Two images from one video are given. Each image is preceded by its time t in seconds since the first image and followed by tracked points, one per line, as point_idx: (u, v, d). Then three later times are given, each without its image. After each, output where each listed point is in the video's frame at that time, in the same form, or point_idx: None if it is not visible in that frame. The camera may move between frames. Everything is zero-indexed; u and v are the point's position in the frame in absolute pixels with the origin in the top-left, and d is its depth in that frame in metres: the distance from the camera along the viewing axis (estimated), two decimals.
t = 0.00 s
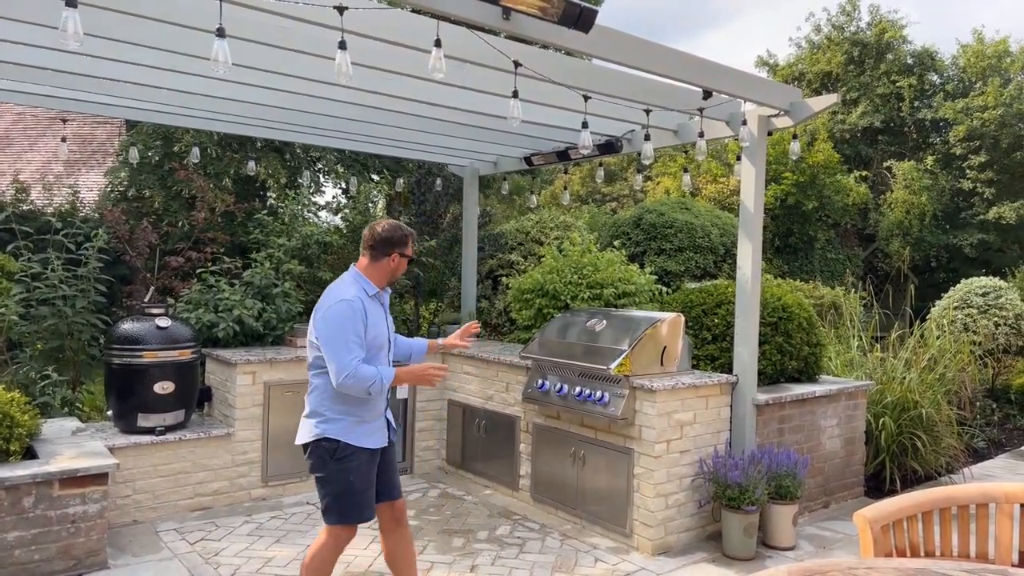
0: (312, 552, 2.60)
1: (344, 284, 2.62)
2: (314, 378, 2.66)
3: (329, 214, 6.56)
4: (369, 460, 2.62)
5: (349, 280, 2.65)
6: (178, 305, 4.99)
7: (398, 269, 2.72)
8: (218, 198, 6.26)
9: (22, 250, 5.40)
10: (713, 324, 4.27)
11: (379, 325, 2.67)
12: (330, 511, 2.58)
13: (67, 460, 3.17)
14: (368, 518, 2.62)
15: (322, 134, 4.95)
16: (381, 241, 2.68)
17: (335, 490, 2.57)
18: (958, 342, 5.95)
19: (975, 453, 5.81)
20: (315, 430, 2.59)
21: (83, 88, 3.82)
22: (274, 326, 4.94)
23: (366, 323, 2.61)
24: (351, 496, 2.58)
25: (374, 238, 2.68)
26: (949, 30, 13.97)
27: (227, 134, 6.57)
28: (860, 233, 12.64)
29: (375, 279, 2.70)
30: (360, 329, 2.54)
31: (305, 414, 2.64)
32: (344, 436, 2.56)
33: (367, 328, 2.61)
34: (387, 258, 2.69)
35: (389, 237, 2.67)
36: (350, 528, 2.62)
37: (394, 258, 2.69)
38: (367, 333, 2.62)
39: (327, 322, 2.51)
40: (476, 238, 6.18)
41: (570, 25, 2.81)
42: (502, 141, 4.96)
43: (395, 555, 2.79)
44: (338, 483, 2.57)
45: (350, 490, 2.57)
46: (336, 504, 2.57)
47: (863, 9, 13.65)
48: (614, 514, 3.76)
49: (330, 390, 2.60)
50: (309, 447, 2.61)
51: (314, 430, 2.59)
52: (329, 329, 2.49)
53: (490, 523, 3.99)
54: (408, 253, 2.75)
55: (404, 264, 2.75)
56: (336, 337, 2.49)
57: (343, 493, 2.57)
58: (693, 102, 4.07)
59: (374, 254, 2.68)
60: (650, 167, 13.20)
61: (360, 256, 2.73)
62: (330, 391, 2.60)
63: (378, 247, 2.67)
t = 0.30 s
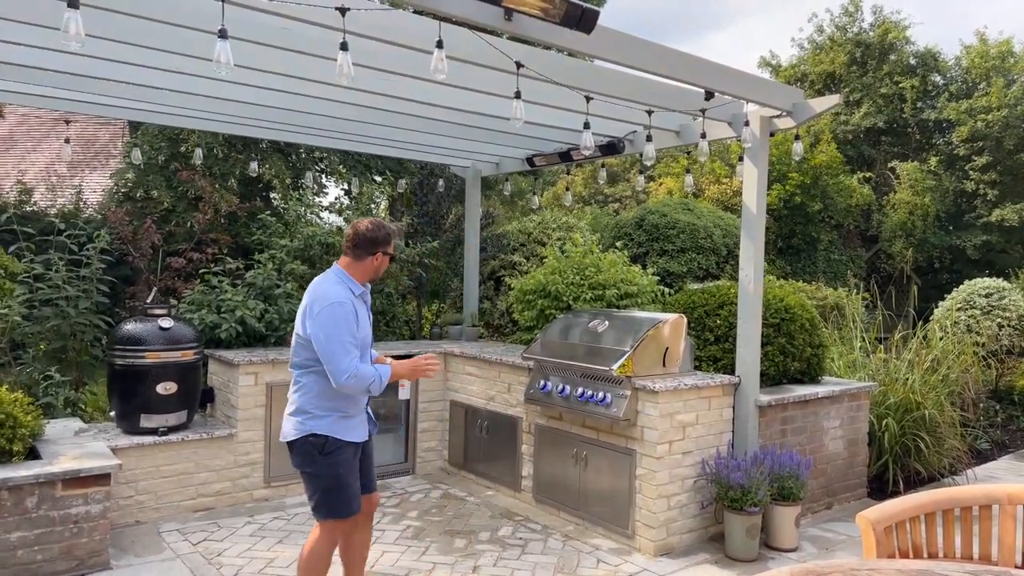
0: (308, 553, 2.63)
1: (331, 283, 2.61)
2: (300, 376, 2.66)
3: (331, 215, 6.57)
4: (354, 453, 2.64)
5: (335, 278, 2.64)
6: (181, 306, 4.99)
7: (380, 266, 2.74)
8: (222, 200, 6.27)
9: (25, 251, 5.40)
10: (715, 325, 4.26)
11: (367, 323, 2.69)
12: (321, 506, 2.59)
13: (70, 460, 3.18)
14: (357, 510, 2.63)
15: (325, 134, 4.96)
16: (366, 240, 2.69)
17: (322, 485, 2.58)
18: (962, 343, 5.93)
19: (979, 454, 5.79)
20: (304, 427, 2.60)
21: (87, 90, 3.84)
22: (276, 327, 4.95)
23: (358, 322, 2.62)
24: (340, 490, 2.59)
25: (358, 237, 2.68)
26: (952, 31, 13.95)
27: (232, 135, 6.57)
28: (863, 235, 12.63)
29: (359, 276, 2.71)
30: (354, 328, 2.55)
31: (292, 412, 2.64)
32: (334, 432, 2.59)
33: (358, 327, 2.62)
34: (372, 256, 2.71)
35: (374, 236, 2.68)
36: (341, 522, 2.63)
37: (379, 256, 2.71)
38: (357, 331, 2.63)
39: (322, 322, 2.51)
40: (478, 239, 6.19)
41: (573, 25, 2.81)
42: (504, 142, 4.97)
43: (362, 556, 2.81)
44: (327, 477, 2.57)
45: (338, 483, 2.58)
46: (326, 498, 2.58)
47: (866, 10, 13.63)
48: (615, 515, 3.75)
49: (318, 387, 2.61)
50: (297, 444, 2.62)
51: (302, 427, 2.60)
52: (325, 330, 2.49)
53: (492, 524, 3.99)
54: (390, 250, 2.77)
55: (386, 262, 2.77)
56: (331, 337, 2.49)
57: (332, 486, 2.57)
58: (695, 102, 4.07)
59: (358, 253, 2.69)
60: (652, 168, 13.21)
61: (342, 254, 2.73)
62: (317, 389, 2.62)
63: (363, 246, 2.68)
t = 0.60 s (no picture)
0: (308, 548, 2.64)
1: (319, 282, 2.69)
2: (292, 372, 2.73)
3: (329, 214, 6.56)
4: (346, 443, 2.75)
5: (321, 279, 2.71)
6: (179, 305, 4.99)
7: (363, 267, 2.81)
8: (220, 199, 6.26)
9: (22, 251, 5.38)
10: (714, 323, 4.26)
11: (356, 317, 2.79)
12: (319, 497, 2.65)
13: (69, 459, 3.18)
14: (352, 501, 2.71)
15: (323, 133, 4.95)
16: (348, 241, 2.75)
17: (321, 475, 2.65)
18: (960, 342, 5.94)
19: (977, 453, 5.80)
20: (301, 420, 2.67)
21: (85, 88, 3.83)
22: (274, 326, 4.95)
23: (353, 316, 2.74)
24: (338, 480, 2.67)
25: (339, 238, 2.75)
26: (950, 29, 13.94)
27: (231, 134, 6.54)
28: (861, 233, 12.64)
29: (342, 277, 2.77)
30: (352, 321, 2.68)
31: (285, 408, 2.70)
32: (330, 422, 2.68)
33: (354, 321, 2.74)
34: (354, 257, 2.77)
35: (356, 237, 2.75)
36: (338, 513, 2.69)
37: (362, 257, 2.77)
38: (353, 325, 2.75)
39: (326, 318, 2.60)
40: (477, 238, 6.18)
41: (571, 24, 2.81)
42: (503, 141, 4.96)
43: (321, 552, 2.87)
44: (327, 467, 2.65)
45: (337, 472, 2.67)
46: (324, 488, 2.65)
47: (864, 9, 13.62)
48: (614, 514, 3.76)
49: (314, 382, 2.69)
50: (292, 437, 2.68)
51: (298, 420, 2.67)
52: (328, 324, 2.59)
53: (491, 523, 3.99)
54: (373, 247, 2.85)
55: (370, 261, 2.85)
56: (332, 330, 2.60)
57: (331, 475, 2.65)
58: (694, 101, 4.07)
59: (342, 254, 2.76)
60: (650, 167, 13.21)
61: (324, 256, 2.79)
62: (311, 383, 2.69)
63: (345, 247, 2.75)
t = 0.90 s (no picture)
0: (304, 537, 2.65)
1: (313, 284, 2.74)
2: (291, 368, 2.78)
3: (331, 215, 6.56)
4: (344, 432, 2.81)
5: (315, 281, 2.75)
6: (181, 305, 4.99)
7: (355, 269, 2.84)
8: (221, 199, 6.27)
9: (24, 251, 5.38)
10: (716, 324, 4.26)
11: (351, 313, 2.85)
12: (316, 483, 2.70)
13: (71, 460, 3.18)
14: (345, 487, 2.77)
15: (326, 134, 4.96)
16: (339, 244, 2.77)
17: (315, 463, 2.71)
18: (963, 343, 5.92)
19: (979, 454, 5.79)
20: (300, 413, 2.72)
21: (87, 89, 3.83)
22: (276, 327, 4.95)
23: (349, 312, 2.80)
24: (333, 467, 2.73)
25: (330, 242, 2.77)
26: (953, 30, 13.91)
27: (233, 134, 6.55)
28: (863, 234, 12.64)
29: (334, 279, 2.81)
30: (348, 317, 2.74)
31: (285, 402, 2.75)
32: (331, 413, 2.75)
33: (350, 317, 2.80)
34: (343, 260, 2.79)
35: (346, 240, 2.77)
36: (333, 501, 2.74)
37: (352, 260, 2.80)
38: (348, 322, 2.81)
39: (324, 316, 2.65)
40: (479, 239, 6.17)
41: (574, 25, 2.81)
42: (505, 141, 4.96)
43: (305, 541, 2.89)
44: (324, 454, 2.71)
45: (333, 460, 2.73)
46: (320, 474, 2.71)
47: (866, 9, 13.59)
48: (615, 515, 3.75)
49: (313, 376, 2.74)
50: (293, 428, 2.74)
51: (298, 412, 2.73)
52: (326, 323, 2.64)
53: (492, 524, 3.98)
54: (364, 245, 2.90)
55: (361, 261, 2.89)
56: (329, 328, 2.65)
57: (327, 462, 2.71)
58: (696, 101, 4.06)
59: (335, 256, 2.79)
60: (652, 168, 13.21)
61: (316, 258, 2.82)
62: (309, 377, 2.74)
63: (336, 251, 2.77)
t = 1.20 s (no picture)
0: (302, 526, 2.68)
1: (306, 279, 2.76)
2: (286, 361, 2.79)
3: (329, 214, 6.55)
4: (342, 425, 2.82)
5: (308, 276, 2.77)
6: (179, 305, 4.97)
7: (348, 262, 2.88)
8: (220, 198, 6.26)
9: (21, 251, 5.37)
10: (716, 324, 4.26)
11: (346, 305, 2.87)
12: (317, 475, 2.71)
13: (70, 459, 3.17)
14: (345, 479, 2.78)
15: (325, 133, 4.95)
16: (331, 238, 2.81)
17: (316, 456, 2.70)
18: (961, 343, 5.93)
19: (978, 453, 5.79)
20: (298, 406, 2.73)
21: (85, 88, 3.82)
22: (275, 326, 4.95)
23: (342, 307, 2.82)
24: (334, 458, 2.74)
25: (323, 237, 2.81)
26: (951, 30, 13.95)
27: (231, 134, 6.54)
28: (861, 234, 12.66)
29: (328, 272, 2.84)
30: (341, 311, 2.76)
31: (283, 395, 2.75)
32: (327, 406, 2.76)
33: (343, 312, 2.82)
34: (337, 254, 2.83)
35: (339, 234, 2.82)
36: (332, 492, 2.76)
37: (346, 253, 2.83)
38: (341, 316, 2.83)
39: (315, 310, 2.67)
40: (478, 238, 6.17)
41: (573, 24, 2.81)
42: (504, 141, 4.96)
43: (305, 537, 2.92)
44: (324, 446, 2.72)
45: (334, 451, 2.74)
46: (321, 466, 2.71)
47: (864, 9, 13.61)
48: (615, 514, 3.75)
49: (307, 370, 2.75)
50: (291, 422, 2.74)
51: (296, 405, 2.73)
52: (316, 316, 2.66)
53: (492, 524, 3.98)
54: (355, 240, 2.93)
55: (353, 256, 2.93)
56: (322, 322, 2.67)
57: (327, 454, 2.72)
58: (695, 101, 4.06)
59: (327, 250, 2.82)
60: (651, 167, 13.21)
61: (309, 254, 2.85)
62: (304, 370, 2.75)
63: (327, 246, 2.80)
